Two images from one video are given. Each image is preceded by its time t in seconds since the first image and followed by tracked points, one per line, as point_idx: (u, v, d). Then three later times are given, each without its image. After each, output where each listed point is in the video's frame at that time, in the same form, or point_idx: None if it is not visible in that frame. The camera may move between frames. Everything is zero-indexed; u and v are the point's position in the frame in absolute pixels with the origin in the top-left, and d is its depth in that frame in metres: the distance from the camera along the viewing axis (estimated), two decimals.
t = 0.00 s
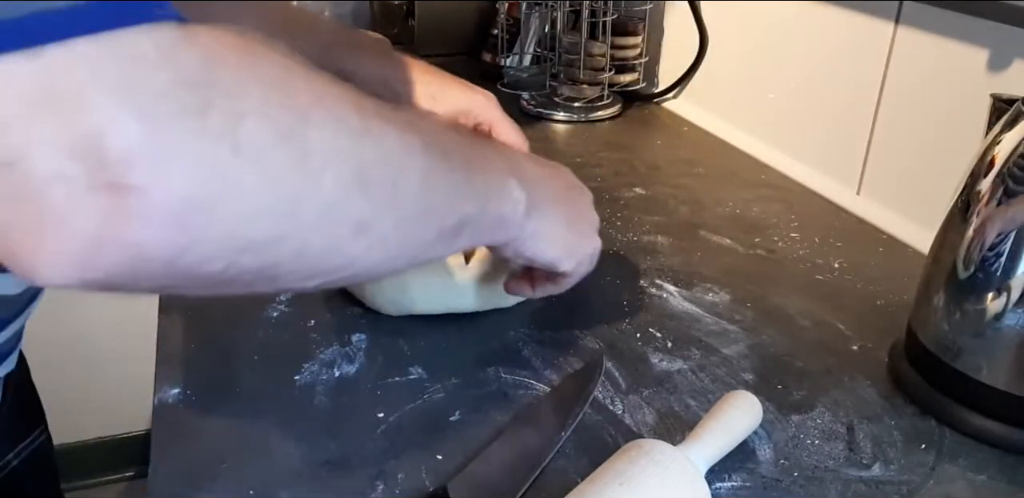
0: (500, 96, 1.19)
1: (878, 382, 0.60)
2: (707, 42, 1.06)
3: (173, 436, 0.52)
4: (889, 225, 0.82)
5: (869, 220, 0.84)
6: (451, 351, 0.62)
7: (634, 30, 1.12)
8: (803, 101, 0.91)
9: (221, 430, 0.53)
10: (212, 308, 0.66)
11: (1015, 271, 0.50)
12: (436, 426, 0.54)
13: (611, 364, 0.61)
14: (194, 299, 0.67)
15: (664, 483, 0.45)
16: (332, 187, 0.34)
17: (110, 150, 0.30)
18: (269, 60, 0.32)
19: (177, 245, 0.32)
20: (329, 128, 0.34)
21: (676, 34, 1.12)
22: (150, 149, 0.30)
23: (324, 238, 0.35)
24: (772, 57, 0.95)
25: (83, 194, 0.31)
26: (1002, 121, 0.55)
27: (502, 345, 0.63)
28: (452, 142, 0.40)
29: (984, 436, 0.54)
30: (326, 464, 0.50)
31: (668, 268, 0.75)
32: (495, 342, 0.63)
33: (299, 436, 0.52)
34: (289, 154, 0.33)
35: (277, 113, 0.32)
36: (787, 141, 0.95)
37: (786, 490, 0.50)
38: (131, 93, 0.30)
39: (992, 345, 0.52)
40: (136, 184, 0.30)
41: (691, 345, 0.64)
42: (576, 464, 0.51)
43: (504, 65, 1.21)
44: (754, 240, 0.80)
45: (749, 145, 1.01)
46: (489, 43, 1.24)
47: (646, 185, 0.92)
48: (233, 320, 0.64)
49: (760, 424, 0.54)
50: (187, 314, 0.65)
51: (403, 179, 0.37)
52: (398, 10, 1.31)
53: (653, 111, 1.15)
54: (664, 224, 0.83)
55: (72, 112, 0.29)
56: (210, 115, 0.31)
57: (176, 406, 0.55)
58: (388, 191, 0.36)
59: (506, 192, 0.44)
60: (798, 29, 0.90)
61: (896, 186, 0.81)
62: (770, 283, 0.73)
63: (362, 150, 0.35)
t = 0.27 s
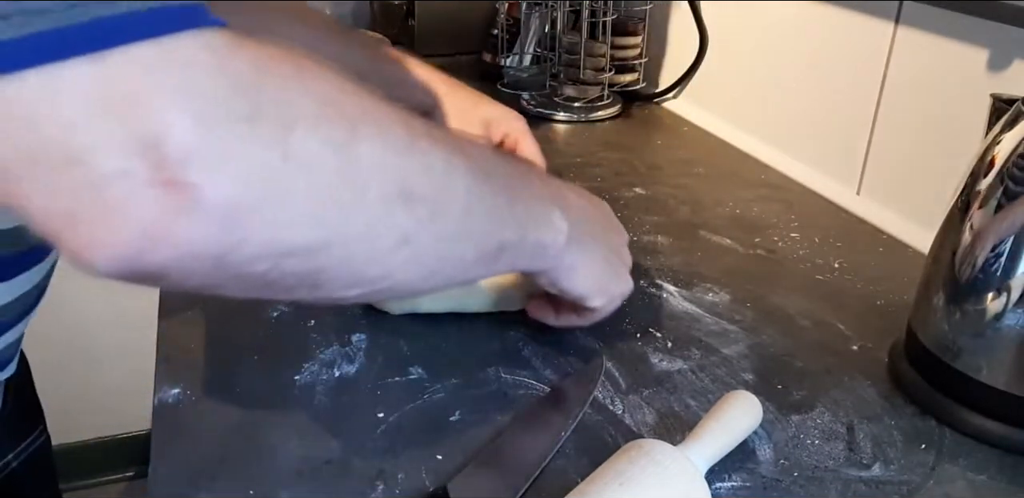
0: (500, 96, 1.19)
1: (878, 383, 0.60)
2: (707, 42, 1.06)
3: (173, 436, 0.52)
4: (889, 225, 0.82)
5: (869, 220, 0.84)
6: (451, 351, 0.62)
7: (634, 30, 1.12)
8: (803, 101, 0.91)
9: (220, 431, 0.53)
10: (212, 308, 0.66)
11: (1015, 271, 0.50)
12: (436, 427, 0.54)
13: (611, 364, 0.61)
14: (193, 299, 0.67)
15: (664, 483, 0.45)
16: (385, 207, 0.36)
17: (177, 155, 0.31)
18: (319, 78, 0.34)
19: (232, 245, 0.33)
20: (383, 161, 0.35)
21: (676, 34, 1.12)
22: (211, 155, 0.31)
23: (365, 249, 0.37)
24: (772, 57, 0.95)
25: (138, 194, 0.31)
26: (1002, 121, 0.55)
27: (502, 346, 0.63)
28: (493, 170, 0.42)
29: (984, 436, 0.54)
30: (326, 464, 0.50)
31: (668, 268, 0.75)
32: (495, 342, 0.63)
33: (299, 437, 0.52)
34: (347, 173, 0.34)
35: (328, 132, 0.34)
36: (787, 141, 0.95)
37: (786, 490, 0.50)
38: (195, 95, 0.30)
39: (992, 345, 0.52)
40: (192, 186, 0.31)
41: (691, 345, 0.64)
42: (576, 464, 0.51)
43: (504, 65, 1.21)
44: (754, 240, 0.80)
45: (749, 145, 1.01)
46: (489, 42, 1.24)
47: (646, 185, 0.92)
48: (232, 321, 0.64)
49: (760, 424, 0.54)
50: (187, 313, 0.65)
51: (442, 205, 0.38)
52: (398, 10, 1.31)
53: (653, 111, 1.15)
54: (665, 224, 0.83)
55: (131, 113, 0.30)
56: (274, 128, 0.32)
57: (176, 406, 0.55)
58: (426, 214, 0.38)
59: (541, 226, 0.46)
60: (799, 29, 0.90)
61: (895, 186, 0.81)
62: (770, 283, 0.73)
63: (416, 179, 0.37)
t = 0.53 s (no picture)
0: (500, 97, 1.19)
1: (878, 382, 0.60)
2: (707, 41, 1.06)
3: (172, 437, 0.52)
4: (889, 225, 0.82)
5: (869, 220, 0.84)
6: (451, 351, 0.62)
7: (634, 30, 1.12)
8: (803, 101, 0.91)
9: (220, 431, 0.53)
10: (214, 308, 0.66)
11: (1015, 271, 0.50)
12: (436, 427, 0.54)
13: (611, 364, 0.61)
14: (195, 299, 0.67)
15: (664, 483, 0.45)
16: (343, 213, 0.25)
17: (36, 152, 0.22)
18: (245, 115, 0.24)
19: (151, 290, 0.24)
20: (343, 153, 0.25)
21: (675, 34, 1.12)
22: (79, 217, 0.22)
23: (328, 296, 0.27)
24: (772, 57, 0.95)
25: None
26: (1002, 121, 0.55)
27: (502, 346, 0.63)
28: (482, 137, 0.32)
29: (984, 436, 0.54)
30: (326, 464, 0.50)
31: (668, 268, 0.75)
32: (495, 342, 0.63)
33: (299, 437, 0.52)
34: (297, 175, 0.24)
35: (274, 121, 0.24)
36: (787, 141, 0.95)
37: (786, 490, 0.50)
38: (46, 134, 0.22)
39: (992, 345, 0.52)
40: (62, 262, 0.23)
41: (691, 345, 0.64)
42: (576, 464, 0.51)
43: (504, 65, 1.19)
44: (753, 240, 0.80)
45: (749, 145, 1.01)
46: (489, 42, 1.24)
47: (646, 185, 0.92)
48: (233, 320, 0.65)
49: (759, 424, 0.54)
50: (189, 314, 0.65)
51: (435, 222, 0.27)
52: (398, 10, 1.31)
53: (653, 111, 1.15)
54: (665, 224, 0.83)
55: None
56: (163, 111, 0.23)
57: (176, 406, 0.55)
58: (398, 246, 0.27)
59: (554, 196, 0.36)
60: (798, 30, 0.90)
61: (895, 186, 0.81)
62: (770, 283, 0.73)
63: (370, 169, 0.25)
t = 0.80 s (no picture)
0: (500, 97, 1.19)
1: (878, 382, 0.60)
2: (707, 41, 1.06)
3: (171, 437, 0.52)
4: (889, 225, 0.82)
5: (869, 220, 0.84)
6: (451, 351, 0.62)
7: (635, 30, 1.12)
8: (803, 101, 0.91)
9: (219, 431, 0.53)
10: (214, 308, 0.66)
11: (1015, 271, 0.50)
12: (435, 427, 0.54)
13: (611, 364, 0.61)
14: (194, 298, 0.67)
15: (664, 482, 0.45)
16: (352, 123, 0.30)
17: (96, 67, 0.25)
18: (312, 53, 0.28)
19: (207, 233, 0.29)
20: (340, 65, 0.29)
21: (676, 34, 1.12)
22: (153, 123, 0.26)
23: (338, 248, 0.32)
24: (772, 57, 0.95)
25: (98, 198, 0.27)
26: (1002, 121, 0.55)
27: (502, 345, 0.63)
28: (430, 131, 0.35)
29: (984, 436, 0.54)
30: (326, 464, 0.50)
31: (668, 268, 0.75)
32: (495, 342, 0.63)
33: (299, 436, 0.52)
34: (302, 68, 0.28)
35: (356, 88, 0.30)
36: (786, 141, 0.95)
37: (786, 490, 0.50)
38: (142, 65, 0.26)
39: (993, 345, 0.52)
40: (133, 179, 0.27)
41: (691, 345, 0.64)
42: (575, 464, 0.51)
43: (504, 65, 1.21)
44: (753, 240, 0.80)
45: (749, 145, 1.01)
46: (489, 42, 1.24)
47: (646, 185, 0.92)
48: (233, 320, 0.65)
49: (759, 424, 0.54)
50: (189, 313, 0.65)
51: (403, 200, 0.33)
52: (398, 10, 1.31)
53: (653, 111, 1.15)
54: (665, 224, 0.83)
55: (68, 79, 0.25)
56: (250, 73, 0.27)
57: (175, 406, 0.55)
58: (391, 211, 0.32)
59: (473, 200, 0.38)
60: (798, 30, 0.90)
61: (895, 186, 0.81)
62: (770, 283, 0.73)
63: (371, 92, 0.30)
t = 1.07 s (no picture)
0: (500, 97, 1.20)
1: (876, 382, 0.61)
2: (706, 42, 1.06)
3: (174, 436, 0.53)
4: (887, 225, 0.82)
5: (867, 220, 0.84)
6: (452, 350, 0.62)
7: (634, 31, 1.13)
8: (801, 103, 0.91)
9: (222, 430, 0.53)
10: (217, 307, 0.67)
11: (1012, 271, 0.51)
12: (437, 426, 0.54)
13: (610, 364, 0.61)
14: (196, 297, 0.68)
15: (663, 481, 0.45)
16: (434, 122, 0.33)
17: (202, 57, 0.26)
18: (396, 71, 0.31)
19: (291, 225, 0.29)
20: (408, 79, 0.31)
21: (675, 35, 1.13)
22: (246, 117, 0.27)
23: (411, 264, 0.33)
24: (771, 58, 0.95)
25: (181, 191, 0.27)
26: (999, 122, 0.55)
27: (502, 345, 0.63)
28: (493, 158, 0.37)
29: (980, 435, 0.54)
30: (328, 463, 0.51)
31: (667, 268, 0.75)
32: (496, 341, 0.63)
33: (301, 435, 0.53)
34: (388, 80, 0.30)
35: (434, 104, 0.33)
36: (785, 142, 0.95)
37: (784, 489, 0.51)
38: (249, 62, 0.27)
39: (989, 344, 0.52)
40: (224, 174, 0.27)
41: (690, 345, 0.64)
42: (575, 463, 0.51)
43: (505, 67, 1.21)
44: (752, 240, 0.81)
45: (747, 145, 1.01)
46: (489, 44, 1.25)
47: (645, 186, 0.93)
48: (234, 320, 0.65)
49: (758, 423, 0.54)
50: (191, 313, 0.66)
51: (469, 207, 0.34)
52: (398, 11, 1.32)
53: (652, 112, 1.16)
54: (664, 224, 0.84)
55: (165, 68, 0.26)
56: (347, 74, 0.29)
57: (178, 404, 0.55)
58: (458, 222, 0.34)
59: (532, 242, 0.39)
60: (797, 31, 0.91)
61: (893, 187, 0.81)
62: (768, 283, 0.73)
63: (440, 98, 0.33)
